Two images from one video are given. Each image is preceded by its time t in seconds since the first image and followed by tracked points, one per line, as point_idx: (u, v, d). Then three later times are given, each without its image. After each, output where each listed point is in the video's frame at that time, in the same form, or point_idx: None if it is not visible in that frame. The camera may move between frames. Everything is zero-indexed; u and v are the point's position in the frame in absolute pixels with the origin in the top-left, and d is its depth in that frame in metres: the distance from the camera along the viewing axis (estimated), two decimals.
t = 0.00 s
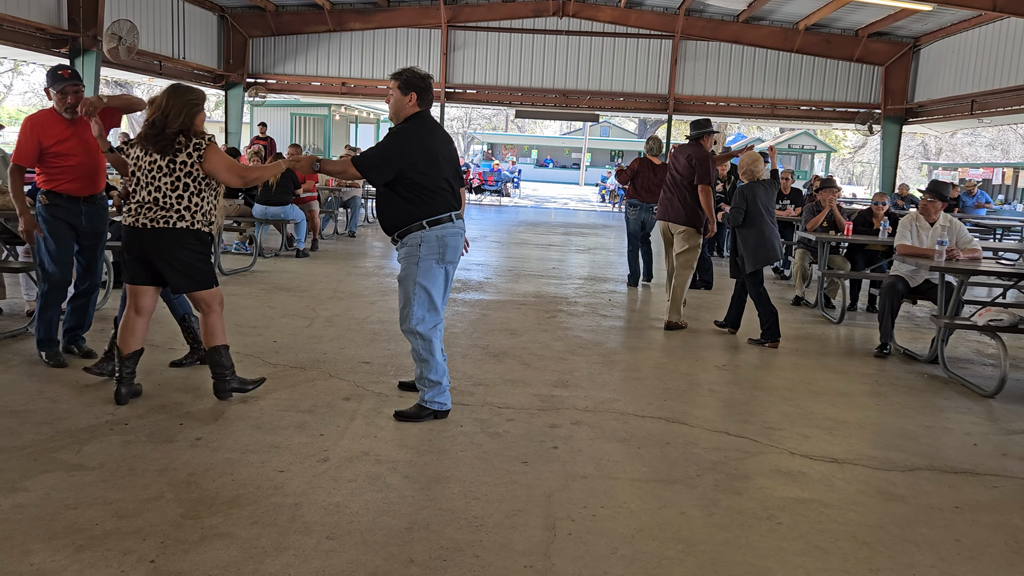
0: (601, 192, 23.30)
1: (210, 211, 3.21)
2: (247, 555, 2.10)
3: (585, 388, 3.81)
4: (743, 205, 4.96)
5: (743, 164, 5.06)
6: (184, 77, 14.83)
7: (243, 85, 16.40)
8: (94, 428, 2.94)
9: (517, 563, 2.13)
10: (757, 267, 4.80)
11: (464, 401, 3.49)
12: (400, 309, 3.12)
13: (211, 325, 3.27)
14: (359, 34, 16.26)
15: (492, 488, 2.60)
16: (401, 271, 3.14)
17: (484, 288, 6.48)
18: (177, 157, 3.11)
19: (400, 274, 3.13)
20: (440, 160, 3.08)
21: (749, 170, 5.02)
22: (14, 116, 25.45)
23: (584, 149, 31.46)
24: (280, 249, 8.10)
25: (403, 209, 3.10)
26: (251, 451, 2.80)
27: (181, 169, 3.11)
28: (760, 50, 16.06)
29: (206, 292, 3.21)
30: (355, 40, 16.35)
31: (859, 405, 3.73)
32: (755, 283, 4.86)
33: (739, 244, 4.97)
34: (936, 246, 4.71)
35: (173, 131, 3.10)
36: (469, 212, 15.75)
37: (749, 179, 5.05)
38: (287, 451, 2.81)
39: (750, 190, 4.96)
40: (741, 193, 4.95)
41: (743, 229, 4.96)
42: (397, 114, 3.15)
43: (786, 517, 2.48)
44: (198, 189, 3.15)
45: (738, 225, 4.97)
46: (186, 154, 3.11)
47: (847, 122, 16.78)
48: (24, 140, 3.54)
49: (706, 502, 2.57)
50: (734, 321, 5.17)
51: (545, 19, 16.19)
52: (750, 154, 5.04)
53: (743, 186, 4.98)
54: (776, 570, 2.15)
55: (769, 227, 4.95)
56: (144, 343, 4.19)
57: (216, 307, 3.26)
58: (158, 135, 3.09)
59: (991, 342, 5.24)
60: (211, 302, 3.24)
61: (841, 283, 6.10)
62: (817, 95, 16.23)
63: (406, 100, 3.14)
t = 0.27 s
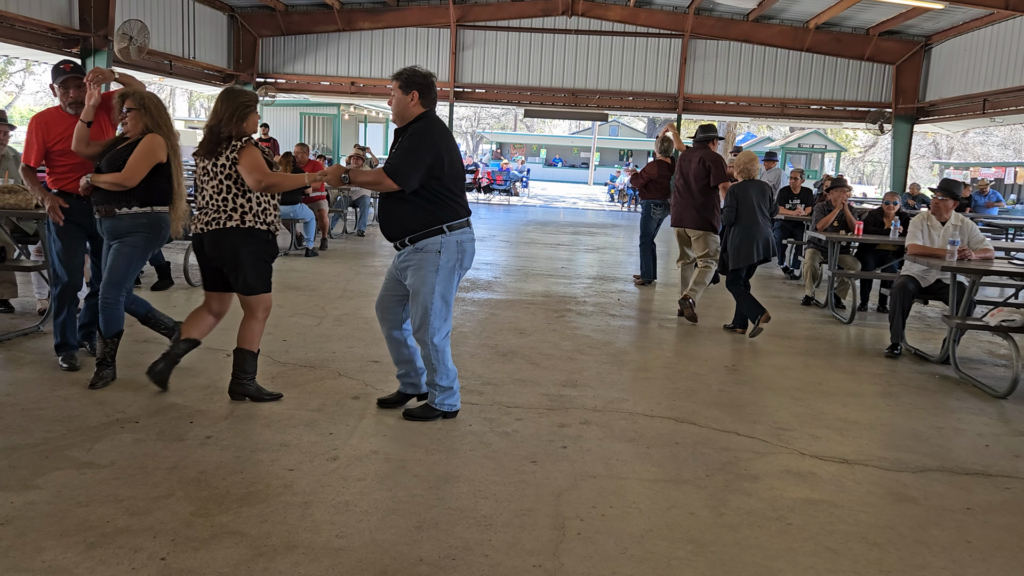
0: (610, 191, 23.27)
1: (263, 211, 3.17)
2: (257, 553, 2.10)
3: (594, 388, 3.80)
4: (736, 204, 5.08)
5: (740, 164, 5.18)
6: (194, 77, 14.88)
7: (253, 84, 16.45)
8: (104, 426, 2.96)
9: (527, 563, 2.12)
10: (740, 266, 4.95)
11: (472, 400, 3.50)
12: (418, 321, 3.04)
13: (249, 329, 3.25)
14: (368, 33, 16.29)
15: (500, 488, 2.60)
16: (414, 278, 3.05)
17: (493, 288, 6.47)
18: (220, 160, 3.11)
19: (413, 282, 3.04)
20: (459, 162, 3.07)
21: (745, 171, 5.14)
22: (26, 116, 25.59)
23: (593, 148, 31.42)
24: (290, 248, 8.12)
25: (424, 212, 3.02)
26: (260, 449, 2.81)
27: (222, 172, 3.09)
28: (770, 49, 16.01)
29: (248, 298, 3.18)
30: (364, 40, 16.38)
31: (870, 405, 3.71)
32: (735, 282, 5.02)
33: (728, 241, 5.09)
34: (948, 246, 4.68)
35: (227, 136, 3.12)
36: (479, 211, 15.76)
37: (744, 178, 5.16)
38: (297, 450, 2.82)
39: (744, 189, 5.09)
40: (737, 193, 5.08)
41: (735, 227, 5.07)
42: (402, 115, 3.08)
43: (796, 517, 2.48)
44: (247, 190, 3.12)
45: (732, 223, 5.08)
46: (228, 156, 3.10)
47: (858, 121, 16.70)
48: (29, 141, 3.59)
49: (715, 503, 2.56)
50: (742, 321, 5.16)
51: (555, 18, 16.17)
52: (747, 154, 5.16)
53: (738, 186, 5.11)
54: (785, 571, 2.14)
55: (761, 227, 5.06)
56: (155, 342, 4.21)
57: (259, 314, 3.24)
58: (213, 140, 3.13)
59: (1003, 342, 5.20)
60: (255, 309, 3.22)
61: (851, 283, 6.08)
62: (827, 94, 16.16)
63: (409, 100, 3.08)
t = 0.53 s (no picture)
0: (618, 191, 23.24)
1: (299, 211, 3.15)
2: (266, 552, 2.11)
3: (602, 388, 3.80)
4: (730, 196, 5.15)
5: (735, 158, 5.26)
6: (204, 77, 14.92)
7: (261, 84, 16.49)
8: (114, 424, 2.97)
9: (535, 563, 2.12)
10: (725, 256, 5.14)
11: (480, 400, 3.50)
12: (420, 328, 2.97)
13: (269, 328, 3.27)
14: (377, 33, 16.31)
15: (508, 487, 2.60)
16: (408, 287, 2.95)
17: (501, 288, 6.47)
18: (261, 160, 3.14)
19: (408, 290, 2.95)
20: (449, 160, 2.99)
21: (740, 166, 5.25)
22: (37, 116, 25.72)
23: (601, 148, 31.40)
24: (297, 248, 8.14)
25: (415, 210, 2.91)
26: (268, 448, 2.82)
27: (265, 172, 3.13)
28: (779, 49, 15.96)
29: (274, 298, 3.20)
30: (373, 39, 16.39)
31: (879, 406, 3.70)
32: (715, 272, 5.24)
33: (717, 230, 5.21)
34: (958, 246, 4.65)
35: (274, 136, 3.13)
36: (487, 211, 15.77)
37: (738, 171, 5.26)
38: (305, 449, 2.83)
39: (738, 184, 5.17)
40: (732, 186, 5.15)
41: (725, 219, 5.16)
42: (388, 111, 2.98)
43: (805, 518, 2.47)
44: (284, 189, 3.12)
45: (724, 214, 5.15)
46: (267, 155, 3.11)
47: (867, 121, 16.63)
48: (40, 139, 3.69)
49: (724, 503, 2.55)
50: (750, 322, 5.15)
51: (563, 18, 16.16)
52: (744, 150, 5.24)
53: (733, 179, 5.17)
54: (794, 572, 2.14)
55: (751, 220, 5.18)
56: (164, 341, 4.23)
57: (283, 315, 3.25)
58: (263, 140, 3.16)
59: (1014, 343, 5.17)
60: (280, 310, 3.23)
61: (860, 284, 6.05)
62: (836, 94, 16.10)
63: (395, 95, 2.97)
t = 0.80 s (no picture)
0: (626, 191, 23.22)
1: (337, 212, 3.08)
2: (275, 551, 2.11)
3: (610, 388, 3.79)
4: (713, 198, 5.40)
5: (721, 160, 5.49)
6: (214, 77, 14.97)
7: (271, 84, 16.54)
8: (124, 423, 2.98)
9: (543, 563, 2.12)
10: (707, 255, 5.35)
11: (488, 400, 3.50)
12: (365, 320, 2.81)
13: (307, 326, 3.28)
14: (385, 33, 16.34)
15: (516, 487, 2.60)
16: (370, 279, 2.82)
17: (509, 287, 6.47)
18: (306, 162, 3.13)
19: (369, 282, 2.82)
20: (425, 158, 2.84)
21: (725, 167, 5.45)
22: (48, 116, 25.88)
23: (609, 148, 31.39)
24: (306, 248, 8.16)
25: (386, 209, 2.79)
26: (277, 447, 2.82)
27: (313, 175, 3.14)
28: (788, 48, 15.91)
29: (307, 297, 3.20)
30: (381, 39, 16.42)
31: (888, 407, 3.68)
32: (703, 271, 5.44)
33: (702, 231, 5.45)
34: (969, 247, 4.62)
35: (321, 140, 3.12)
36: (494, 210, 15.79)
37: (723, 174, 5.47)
38: (314, 448, 2.83)
39: (721, 186, 5.40)
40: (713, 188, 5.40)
41: (709, 220, 5.40)
42: (367, 109, 2.85)
43: (814, 519, 2.46)
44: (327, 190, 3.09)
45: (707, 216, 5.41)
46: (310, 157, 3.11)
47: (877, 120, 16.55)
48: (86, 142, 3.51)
49: (733, 504, 2.55)
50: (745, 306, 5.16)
51: (571, 17, 16.15)
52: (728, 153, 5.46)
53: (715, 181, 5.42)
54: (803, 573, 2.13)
55: (734, 220, 5.36)
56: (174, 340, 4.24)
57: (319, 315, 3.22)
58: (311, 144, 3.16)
59: None
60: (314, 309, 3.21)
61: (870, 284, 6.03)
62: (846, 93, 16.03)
63: (373, 92, 2.83)
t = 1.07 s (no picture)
0: (637, 191, 23.18)
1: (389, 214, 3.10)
2: (286, 550, 2.12)
3: (621, 388, 3.78)
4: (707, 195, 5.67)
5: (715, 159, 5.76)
6: (225, 77, 15.03)
7: (282, 84, 16.60)
8: (137, 422, 3.00)
9: (553, 563, 2.12)
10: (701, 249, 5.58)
11: (499, 400, 3.50)
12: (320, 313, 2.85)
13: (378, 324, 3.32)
14: (396, 34, 16.36)
15: (527, 487, 2.60)
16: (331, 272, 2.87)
17: (519, 288, 6.48)
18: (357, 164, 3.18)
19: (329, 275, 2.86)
20: (381, 149, 2.77)
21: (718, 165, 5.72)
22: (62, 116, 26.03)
23: (620, 147, 31.35)
24: (317, 248, 8.18)
25: (348, 205, 2.81)
26: (288, 446, 2.83)
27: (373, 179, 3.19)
28: (799, 48, 15.85)
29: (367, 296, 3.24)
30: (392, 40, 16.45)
31: (901, 408, 3.66)
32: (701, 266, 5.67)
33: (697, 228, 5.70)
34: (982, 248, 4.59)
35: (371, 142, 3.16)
36: (505, 210, 15.79)
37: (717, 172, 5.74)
38: (325, 448, 2.84)
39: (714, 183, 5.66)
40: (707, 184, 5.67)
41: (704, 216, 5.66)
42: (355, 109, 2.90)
43: (826, 521, 2.45)
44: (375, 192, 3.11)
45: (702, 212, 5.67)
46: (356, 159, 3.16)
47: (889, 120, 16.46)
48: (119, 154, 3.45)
49: (744, 505, 2.54)
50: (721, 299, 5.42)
51: (582, 17, 16.13)
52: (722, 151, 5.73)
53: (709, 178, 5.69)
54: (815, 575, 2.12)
55: (727, 214, 5.59)
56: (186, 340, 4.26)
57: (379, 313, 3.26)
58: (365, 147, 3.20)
59: None
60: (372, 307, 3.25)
61: (882, 285, 5.99)
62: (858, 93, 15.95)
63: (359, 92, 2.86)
